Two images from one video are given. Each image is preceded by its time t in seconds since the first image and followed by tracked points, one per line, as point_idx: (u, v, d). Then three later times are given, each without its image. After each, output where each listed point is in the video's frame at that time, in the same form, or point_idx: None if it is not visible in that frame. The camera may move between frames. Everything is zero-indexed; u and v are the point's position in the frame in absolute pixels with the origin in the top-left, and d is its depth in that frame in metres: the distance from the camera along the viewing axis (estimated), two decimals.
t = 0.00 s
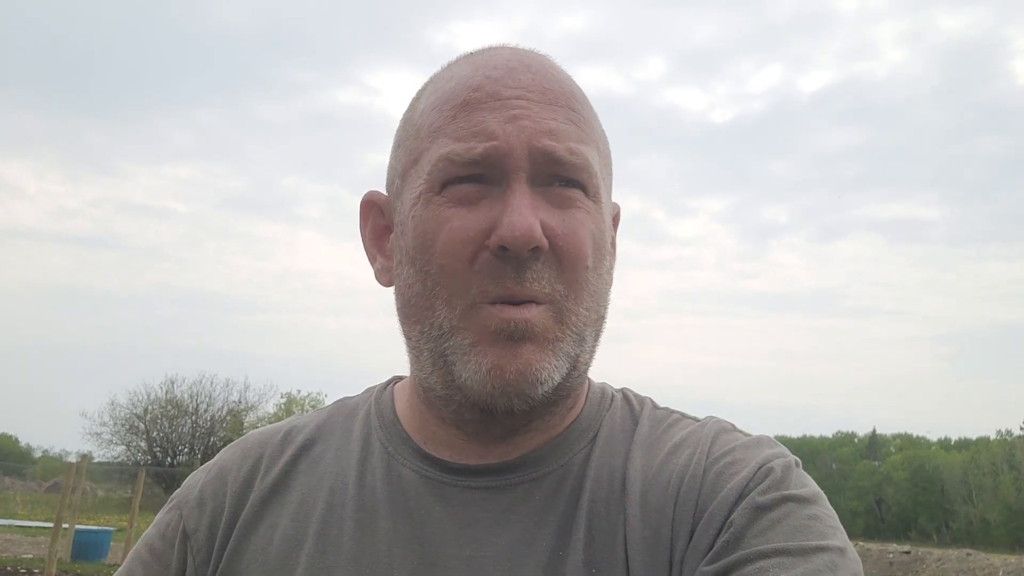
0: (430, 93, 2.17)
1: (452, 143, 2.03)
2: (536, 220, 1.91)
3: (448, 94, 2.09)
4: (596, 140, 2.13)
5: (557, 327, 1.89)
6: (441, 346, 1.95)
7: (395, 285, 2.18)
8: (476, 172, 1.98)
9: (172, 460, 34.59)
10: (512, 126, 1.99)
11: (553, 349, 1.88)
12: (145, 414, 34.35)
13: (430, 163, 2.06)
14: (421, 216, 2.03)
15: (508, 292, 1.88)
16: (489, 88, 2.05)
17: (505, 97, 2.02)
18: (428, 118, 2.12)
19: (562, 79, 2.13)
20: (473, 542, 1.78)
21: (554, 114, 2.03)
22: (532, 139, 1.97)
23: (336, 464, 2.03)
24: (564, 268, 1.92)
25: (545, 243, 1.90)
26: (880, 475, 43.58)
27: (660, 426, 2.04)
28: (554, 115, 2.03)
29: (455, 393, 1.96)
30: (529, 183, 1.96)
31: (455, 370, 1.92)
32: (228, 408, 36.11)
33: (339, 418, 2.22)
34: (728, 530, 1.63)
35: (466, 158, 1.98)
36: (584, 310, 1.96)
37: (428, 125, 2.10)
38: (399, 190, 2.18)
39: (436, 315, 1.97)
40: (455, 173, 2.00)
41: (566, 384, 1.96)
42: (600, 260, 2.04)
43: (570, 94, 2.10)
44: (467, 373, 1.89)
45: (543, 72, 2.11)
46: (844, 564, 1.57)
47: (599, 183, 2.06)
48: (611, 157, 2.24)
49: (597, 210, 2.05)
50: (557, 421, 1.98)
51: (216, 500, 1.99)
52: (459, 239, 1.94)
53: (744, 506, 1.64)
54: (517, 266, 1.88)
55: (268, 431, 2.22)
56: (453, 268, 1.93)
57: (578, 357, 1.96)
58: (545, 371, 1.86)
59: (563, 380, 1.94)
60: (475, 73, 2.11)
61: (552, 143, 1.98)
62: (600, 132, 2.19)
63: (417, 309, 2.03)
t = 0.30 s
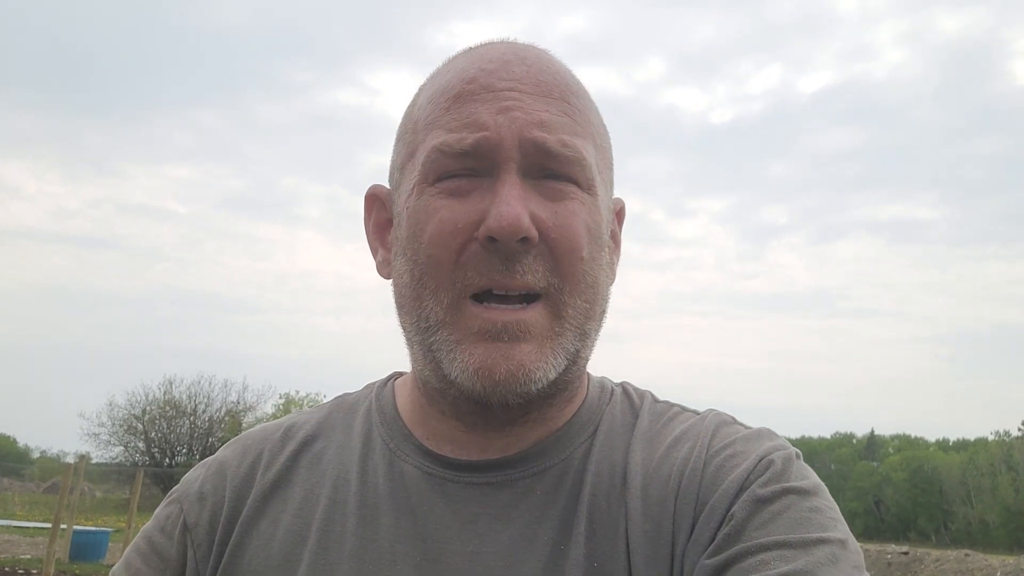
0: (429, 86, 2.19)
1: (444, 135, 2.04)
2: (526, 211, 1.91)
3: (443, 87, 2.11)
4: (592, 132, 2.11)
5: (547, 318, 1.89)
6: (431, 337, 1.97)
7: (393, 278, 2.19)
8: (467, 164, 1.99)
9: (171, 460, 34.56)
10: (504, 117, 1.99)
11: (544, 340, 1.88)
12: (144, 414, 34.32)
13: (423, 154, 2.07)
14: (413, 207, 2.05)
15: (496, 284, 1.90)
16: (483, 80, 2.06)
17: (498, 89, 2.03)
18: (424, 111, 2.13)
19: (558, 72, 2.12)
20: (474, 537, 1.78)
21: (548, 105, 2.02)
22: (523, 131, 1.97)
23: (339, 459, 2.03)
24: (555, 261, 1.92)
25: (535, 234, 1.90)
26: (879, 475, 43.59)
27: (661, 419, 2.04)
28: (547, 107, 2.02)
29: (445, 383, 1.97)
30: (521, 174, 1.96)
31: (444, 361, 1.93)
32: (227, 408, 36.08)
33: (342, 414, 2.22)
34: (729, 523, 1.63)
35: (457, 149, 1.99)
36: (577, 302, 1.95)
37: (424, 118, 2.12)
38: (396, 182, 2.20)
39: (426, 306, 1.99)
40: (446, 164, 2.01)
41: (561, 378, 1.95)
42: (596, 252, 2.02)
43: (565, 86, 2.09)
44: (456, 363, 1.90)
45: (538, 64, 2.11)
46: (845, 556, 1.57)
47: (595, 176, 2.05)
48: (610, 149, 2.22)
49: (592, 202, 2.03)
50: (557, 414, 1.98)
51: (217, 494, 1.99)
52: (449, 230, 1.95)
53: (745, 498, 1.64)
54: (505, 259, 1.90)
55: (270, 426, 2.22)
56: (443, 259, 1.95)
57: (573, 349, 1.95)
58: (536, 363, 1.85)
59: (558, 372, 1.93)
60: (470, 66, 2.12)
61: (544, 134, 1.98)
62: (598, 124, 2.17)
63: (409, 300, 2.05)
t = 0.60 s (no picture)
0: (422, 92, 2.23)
1: (429, 136, 2.08)
2: (501, 206, 1.91)
3: (432, 92, 2.15)
4: (580, 127, 2.08)
5: (529, 313, 1.88)
6: (419, 335, 2.00)
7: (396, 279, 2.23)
8: (450, 163, 2.02)
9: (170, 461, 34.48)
10: (482, 116, 2.01)
11: (525, 335, 1.87)
12: (143, 416, 34.29)
13: (411, 157, 2.12)
14: (402, 209, 2.10)
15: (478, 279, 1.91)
16: (465, 81, 2.09)
17: (478, 90, 2.05)
18: (416, 116, 2.18)
19: (544, 68, 2.10)
20: (481, 538, 1.77)
21: (528, 103, 2.02)
22: (500, 128, 1.98)
23: (348, 460, 2.01)
24: (536, 255, 1.91)
25: (513, 229, 1.90)
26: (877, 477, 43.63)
27: (670, 421, 2.03)
28: (527, 104, 2.02)
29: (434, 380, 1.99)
30: (501, 172, 1.97)
31: (431, 357, 1.96)
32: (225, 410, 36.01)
33: (349, 414, 2.20)
34: (738, 525, 1.62)
35: (439, 149, 2.02)
36: (564, 297, 1.93)
37: (415, 123, 2.17)
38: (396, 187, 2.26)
39: (414, 304, 2.02)
40: (431, 164, 2.04)
41: (548, 374, 1.92)
42: (583, 247, 1.98)
43: (549, 82, 2.07)
44: (439, 358, 1.92)
45: (523, 63, 2.11)
46: (855, 561, 1.56)
47: (581, 170, 2.02)
48: (604, 143, 2.17)
49: (577, 196, 2.00)
50: (560, 414, 1.97)
51: (227, 495, 1.97)
52: (432, 228, 1.98)
53: (755, 501, 1.63)
54: (485, 254, 1.90)
55: (277, 426, 2.21)
56: (427, 257, 1.97)
57: (560, 345, 1.92)
58: (516, 358, 1.85)
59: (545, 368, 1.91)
60: (456, 69, 2.15)
61: (521, 131, 1.97)
62: (590, 119, 2.13)
63: (403, 299, 2.08)
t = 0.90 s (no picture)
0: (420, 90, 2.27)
1: (422, 129, 2.11)
2: (486, 194, 1.92)
3: (427, 88, 2.19)
4: (569, 118, 2.08)
5: (515, 300, 1.88)
6: (411, 325, 2.01)
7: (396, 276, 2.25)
8: (441, 155, 2.04)
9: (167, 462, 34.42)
10: (471, 108, 2.03)
11: (511, 321, 1.87)
12: (141, 418, 34.27)
13: (406, 151, 2.15)
14: (396, 202, 2.13)
15: (465, 266, 1.92)
16: (457, 76, 2.12)
17: (469, 83, 2.08)
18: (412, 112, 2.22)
19: (535, 61, 2.12)
20: (480, 533, 1.78)
21: (517, 94, 2.03)
22: (487, 119, 2.00)
23: (344, 455, 2.02)
24: (523, 242, 1.91)
25: (499, 216, 1.90)
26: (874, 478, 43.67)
27: (669, 418, 2.04)
28: (516, 95, 2.03)
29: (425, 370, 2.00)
30: (489, 162, 1.98)
31: (421, 347, 1.97)
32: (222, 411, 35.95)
33: (345, 409, 2.21)
34: (737, 521, 1.63)
35: (430, 142, 2.05)
36: (551, 285, 1.92)
37: (411, 119, 2.21)
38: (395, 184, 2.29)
39: (406, 295, 2.04)
40: (424, 157, 2.07)
41: (536, 362, 1.92)
42: (572, 236, 1.98)
43: (539, 75, 2.09)
44: (428, 346, 1.93)
45: (514, 57, 2.13)
46: (853, 557, 1.57)
47: (570, 161, 2.02)
48: (597, 136, 2.16)
49: (565, 185, 1.99)
50: (554, 407, 1.98)
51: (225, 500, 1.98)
52: (422, 217, 1.99)
53: (753, 497, 1.64)
54: (471, 241, 1.91)
55: (270, 421, 2.21)
56: (417, 246, 1.99)
57: (547, 333, 1.92)
58: (501, 343, 1.85)
59: (532, 356, 1.90)
60: (450, 66, 2.18)
61: (508, 121, 1.99)
62: (581, 112, 2.13)
63: (397, 291, 2.10)
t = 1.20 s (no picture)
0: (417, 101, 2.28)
1: (418, 140, 2.11)
2: (482, 203, 1.92)
3: (423, 99, 2.19)
4: (565, 123, 2.07)
5: (512, 307, 1.88)
6: (411, 336, 2.01)
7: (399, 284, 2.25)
8: (437, 166, 2.04)
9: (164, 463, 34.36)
10: (465, 118, 2.03)
11: (509, 330, 1.86)
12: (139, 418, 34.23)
13: (404, 162, 2.15)
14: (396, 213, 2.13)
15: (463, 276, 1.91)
16: (451, 86, 2.12)
17: (463, 93, 2.07)
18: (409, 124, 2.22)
19: (528, 68, 2.11)
20: (485, 534, 1.77)
21: (510, 102, 2.03)
22: (481, 128, 1.99)
23: (352, 456, 2.02)
24: (520, 250, 1.90)
25: (496, 225, 1.90)
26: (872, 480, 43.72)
27: (674, 419, 2.03)
28: (509, 103, 2.02)
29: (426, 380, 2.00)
30: (484, 171, 1.98)
31: (422, 357, 1.97)
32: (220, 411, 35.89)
33: (352, 410, 2.21)
34: (744, 521, 1.63)
35: (426, 153, 2.05)
36: (549, 291, 1.91)
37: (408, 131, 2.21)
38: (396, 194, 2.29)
39: (406, 306, 2.04)
40: (421, 168, 2.07)
41: (534, 370, 1.91)
42: (570, 242, 1.96)
43: (533, 82, 2.08)
44: (428, 357, 1.93)
45: (508, 64, 2.12)
46: (861, 555, 1.57)
47: (566, 167, 2.01)
48: (595, 139, 2.15)
49: (562, 191, 1.98)
50: (556, 412, 1.97)
51: (235, 498, 1.97)
52: (420, 228, 1.99)
53: (759, 497, 1.64)
54: (469, 249, 1.91)
55: (279, 422, 2.21)
56: (416, 257, 1.99)
57: (546, 340, 1.91)
58: (498, 352, 1.84)
59: (531, 363, 1.89)
60: (444, 76, 2.18)
61: (502, 130, 1.98)
62: (577, 116, 2.11)
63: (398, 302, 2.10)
